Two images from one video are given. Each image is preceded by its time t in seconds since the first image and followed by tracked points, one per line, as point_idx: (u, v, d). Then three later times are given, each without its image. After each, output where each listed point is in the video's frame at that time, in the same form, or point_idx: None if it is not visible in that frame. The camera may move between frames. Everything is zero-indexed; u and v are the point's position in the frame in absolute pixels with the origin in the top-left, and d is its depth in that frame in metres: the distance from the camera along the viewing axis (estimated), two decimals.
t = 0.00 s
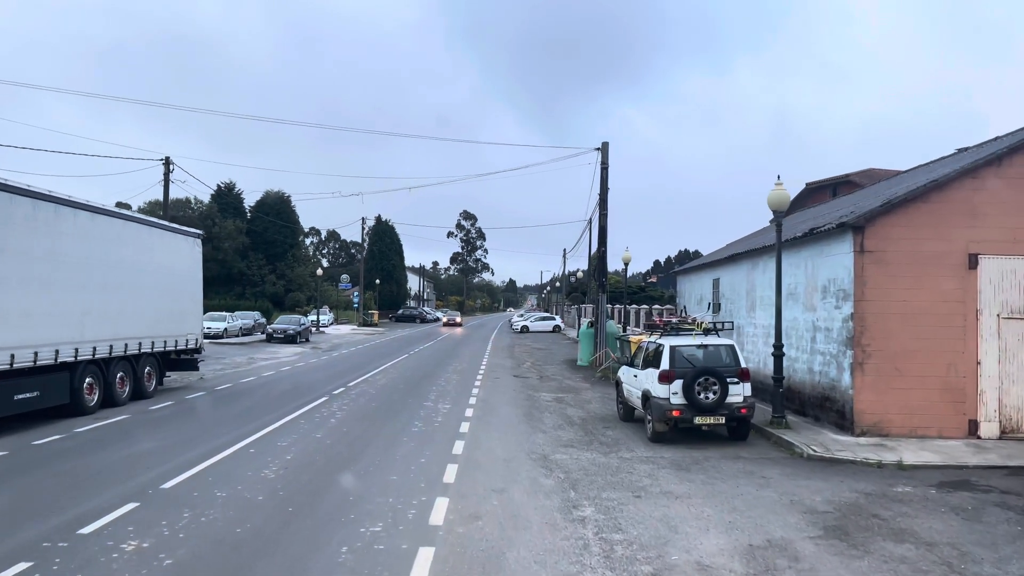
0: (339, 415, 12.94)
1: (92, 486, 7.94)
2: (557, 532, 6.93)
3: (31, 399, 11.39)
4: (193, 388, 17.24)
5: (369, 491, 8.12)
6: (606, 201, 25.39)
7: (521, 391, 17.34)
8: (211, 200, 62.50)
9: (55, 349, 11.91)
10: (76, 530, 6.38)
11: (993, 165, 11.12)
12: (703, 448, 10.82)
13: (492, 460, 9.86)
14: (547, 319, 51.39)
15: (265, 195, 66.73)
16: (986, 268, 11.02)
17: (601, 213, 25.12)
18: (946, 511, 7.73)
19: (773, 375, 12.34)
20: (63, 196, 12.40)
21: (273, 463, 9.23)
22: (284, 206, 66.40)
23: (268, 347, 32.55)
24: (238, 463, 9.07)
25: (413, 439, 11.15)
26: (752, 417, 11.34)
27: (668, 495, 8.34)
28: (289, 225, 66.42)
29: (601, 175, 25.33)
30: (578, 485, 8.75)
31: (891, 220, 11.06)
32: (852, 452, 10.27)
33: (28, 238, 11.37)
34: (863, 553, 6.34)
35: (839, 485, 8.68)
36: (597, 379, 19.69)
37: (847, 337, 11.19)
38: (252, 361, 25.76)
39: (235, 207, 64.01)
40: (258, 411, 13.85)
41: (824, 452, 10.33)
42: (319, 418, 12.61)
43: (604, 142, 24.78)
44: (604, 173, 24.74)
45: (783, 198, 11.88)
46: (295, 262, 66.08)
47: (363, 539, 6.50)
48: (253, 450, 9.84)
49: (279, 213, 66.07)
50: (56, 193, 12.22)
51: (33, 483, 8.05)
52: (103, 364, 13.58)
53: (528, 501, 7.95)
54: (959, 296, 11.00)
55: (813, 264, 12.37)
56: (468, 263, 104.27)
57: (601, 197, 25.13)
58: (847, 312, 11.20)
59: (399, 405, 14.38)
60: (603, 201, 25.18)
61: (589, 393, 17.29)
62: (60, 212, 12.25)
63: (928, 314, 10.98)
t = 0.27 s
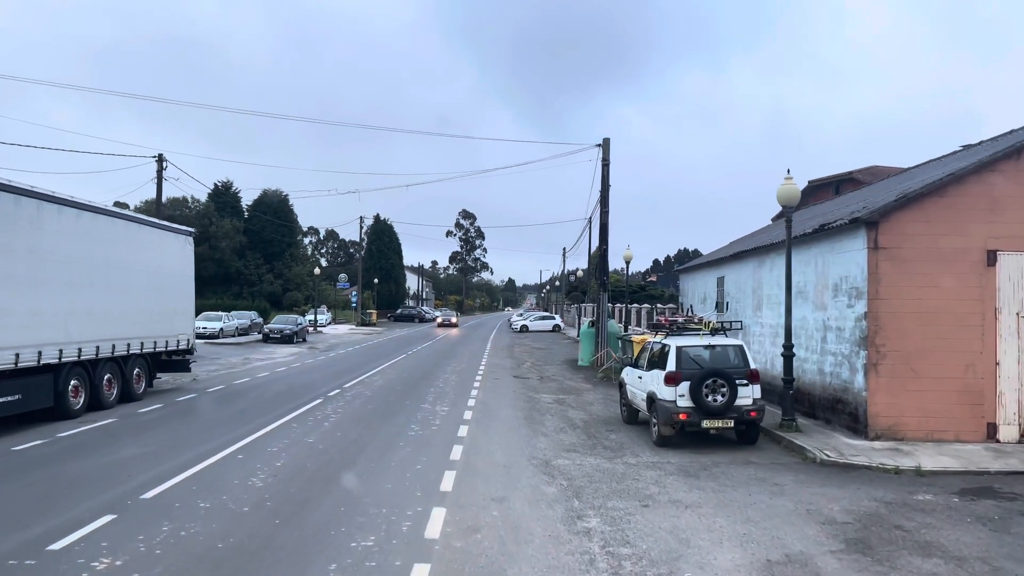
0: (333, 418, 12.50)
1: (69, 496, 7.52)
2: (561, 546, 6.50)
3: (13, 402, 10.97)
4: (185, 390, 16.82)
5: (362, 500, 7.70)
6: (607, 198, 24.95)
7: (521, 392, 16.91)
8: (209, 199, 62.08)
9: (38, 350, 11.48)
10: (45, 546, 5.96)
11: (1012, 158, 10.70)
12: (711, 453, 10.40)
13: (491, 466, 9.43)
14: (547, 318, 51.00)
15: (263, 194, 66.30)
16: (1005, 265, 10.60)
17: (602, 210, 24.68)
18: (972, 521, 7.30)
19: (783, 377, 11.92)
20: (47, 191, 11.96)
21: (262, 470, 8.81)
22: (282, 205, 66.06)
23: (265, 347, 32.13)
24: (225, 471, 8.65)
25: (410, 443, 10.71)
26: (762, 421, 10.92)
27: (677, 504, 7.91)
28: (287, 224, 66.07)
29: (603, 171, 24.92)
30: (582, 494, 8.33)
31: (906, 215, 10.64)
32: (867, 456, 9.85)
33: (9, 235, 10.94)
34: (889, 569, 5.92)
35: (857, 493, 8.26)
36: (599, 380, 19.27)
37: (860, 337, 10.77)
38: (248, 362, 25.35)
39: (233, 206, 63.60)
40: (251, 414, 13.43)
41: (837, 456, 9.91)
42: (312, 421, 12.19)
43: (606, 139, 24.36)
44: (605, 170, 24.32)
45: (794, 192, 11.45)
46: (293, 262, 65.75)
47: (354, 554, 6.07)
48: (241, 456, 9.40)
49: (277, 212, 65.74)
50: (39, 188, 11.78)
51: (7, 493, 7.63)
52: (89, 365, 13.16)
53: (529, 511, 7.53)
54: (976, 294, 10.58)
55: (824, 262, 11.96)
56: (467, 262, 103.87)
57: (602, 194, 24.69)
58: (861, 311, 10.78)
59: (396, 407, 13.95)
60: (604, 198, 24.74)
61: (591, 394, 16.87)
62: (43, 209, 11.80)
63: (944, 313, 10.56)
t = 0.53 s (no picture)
0: (325, 422, 12.07)
1: (41, 508, 7.09)
2: (564, 562, 6.07)
3: None
4: (174, 393, 16.37)
5: (352, 512, 7.27)
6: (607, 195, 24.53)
7: (520, 394, 16.49)
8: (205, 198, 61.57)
9: (18, 353, 11.03)
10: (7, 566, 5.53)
11: None
12: (718, 458, 9.98)
13: (489, 474, 9.00)
14: (545, 318, 50.58)
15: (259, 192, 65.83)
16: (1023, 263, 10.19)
17: (602, 208, 24.26)
18: (999, 533, 6.88)
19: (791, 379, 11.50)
20: (28, 187, 11.50)
21: (248, 479, 8.37)
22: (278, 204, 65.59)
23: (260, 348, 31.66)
24: (209, 480, 8.21)
25: (404, 449, 10.28)
26: (770, 425, 10.50)
27: (685, 515, 7.49)
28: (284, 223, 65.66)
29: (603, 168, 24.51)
30: (584, 503, 7.90)
31: (920, 211, 10.22)
32: (881, 462, 9.43)
33: None
34: None
35: (874, 502, 7.84)
36: (600, 382, 18.84)
37: (873, 338, 10.36)
38: (241, 363, 24.90)
39: (229, 205, 63.13)
40: (240, 417, 12.99)
41: (850, 462, 9.50)
42: (304, 426, 11.74)
43: (605, 135, 23.93)
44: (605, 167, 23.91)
45: (804, 187, 11.03)
46: (289, 261, 65.32)
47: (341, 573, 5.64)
48: (227, 464, 8.96)
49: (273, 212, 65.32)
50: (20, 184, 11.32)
51: None
52: (72, 367, 12.71)
53: (529, 523, 7.10)
54: (994, 293, 10.17)
55: (834, 259, 11.56)
56: (465, 262, 103.45)
57: (602, 192, 24.27)
58: (873, 311, 10.36)
59: (391, 410, 13.52)
60: (604, 195, 24.31)
61: (591, 396, 16.45)
62: (22, 205, 11.30)
63: (960, 312, 10.15)
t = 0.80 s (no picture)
0: (316, 427, 11.62)
1: (6, 522, 6.65)
2: None
3: None
4: (162, 395, 15.91)
5: (339, 525, 6.83)
6: (606, 193, 24.12)
7: (517, 396, 16.05)
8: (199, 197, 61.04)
9: None
10: None
11: None
12: (724, 465, 9.57)
13: (485, 482, 8.56)
14: (543, 318, 50.11)
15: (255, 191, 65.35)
16: None
17: (601, 205, 23.85)
18: None
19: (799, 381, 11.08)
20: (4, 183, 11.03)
21: (230, 489, 7.92)
22: (274, 203, 65.11)
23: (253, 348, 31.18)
24: (188, 490, 7.76)
25: (397, 455, 9.85)
26: (778, 429, 10.08)
27: (692, 527, 7.07)
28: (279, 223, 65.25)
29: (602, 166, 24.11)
30: (586, 515, 7.47)
31: (935, 206, 9.81)
32: (895, 469, 9.02)
33: None
34: None
35: (892, 514, 7.42)
36: (599, 383, 18.42)
37: (884, 338, 9.95)
38: (234, 364, 24.46)
39: (225, 204, 62.64)
40: (227, 422, 12.55)
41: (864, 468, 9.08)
42: (293, 431, 11.29)
43: (604, 131, 23.51)
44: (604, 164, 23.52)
45: (813, 181, 10.63)
46: (285, 261, 64.85)
47: None
48: (210, 472, 8.52)
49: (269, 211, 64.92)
50: None
51: None
52: (52, 370, 12.26)
53: (527, 537, 6.67)
54: (1011, 293, 9.77)
55: (844, 257, 11.16)
56: (462, 261, 102.99)
57: (601, 189, 23.85)
58: (885, 311, 9.95)
59: (384, 413, 13.08)
60: (603, 193, 23.89)
61: (591, 398, 16.04)
62: None
63: (976, 312, 9.75)
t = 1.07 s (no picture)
0: (305, 432, 11.18)
1: None
2: None
3: None
4: (149, 398, 15.45)
5: (324, 540, 6.39)
6: (606, 191, 23.69)
7: (515, 398, 15.62)
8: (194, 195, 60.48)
9: None
10: None
11: None
12: (731, 471, 9.15)
13: (481, 491, 8.14)
14: (541, 318, 49.63)
15: (250, 190, 64.84)
16: None
17: (600, 203, 23.41)
18: None
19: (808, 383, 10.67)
20: None
21: (211, 499, 7.48)
22: (270, 202, 64.61)
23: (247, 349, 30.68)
24: (166, 501, 7.32)
25: (389, 462, 9.41)
26: (786, 434, 9.67)
27: (701, 540, 6.64)
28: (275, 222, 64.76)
29: (602, 163, 23.67)
30: (588, 527, 7.05)
31: (950, 202, 9.40)
32: (911, 475, 8.61)
33: None
34: None
35: (912, 525, 7.01)
36: (599, 384, 17.99)
37: (897, 339, 9.54)
38: (226, 365, 23.98)
39: (220, 202, 62.14)
40: (214, 426, 12.09)
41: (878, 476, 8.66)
42: (281, 435, 10.85)
43: (604, 127, 23.08)
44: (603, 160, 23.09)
45: (822, 176, 10.22)
46: (281, 260, 64.32)
47: None
48: (190, 481, 8.07)
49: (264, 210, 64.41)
50: None
51: None
52: (31, 373, 11.81)
53: (526, 552, 6.24)
54: None
55: (854, 254, 10.76)
56: (460, 261, 102.50)
57: (599, 187, 23.44)
58: (899, 310, 9.54)
59: (377, 417, 12.65)
60: (602, 190, 23.46)
61: (591, 400, 15.60)
62: None
63: (994, 312, 9.35)
